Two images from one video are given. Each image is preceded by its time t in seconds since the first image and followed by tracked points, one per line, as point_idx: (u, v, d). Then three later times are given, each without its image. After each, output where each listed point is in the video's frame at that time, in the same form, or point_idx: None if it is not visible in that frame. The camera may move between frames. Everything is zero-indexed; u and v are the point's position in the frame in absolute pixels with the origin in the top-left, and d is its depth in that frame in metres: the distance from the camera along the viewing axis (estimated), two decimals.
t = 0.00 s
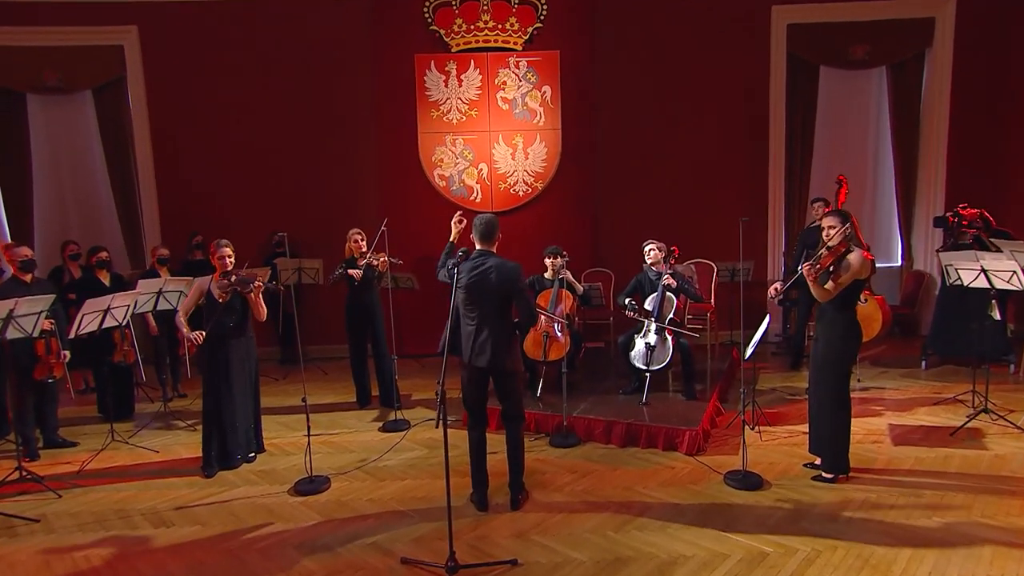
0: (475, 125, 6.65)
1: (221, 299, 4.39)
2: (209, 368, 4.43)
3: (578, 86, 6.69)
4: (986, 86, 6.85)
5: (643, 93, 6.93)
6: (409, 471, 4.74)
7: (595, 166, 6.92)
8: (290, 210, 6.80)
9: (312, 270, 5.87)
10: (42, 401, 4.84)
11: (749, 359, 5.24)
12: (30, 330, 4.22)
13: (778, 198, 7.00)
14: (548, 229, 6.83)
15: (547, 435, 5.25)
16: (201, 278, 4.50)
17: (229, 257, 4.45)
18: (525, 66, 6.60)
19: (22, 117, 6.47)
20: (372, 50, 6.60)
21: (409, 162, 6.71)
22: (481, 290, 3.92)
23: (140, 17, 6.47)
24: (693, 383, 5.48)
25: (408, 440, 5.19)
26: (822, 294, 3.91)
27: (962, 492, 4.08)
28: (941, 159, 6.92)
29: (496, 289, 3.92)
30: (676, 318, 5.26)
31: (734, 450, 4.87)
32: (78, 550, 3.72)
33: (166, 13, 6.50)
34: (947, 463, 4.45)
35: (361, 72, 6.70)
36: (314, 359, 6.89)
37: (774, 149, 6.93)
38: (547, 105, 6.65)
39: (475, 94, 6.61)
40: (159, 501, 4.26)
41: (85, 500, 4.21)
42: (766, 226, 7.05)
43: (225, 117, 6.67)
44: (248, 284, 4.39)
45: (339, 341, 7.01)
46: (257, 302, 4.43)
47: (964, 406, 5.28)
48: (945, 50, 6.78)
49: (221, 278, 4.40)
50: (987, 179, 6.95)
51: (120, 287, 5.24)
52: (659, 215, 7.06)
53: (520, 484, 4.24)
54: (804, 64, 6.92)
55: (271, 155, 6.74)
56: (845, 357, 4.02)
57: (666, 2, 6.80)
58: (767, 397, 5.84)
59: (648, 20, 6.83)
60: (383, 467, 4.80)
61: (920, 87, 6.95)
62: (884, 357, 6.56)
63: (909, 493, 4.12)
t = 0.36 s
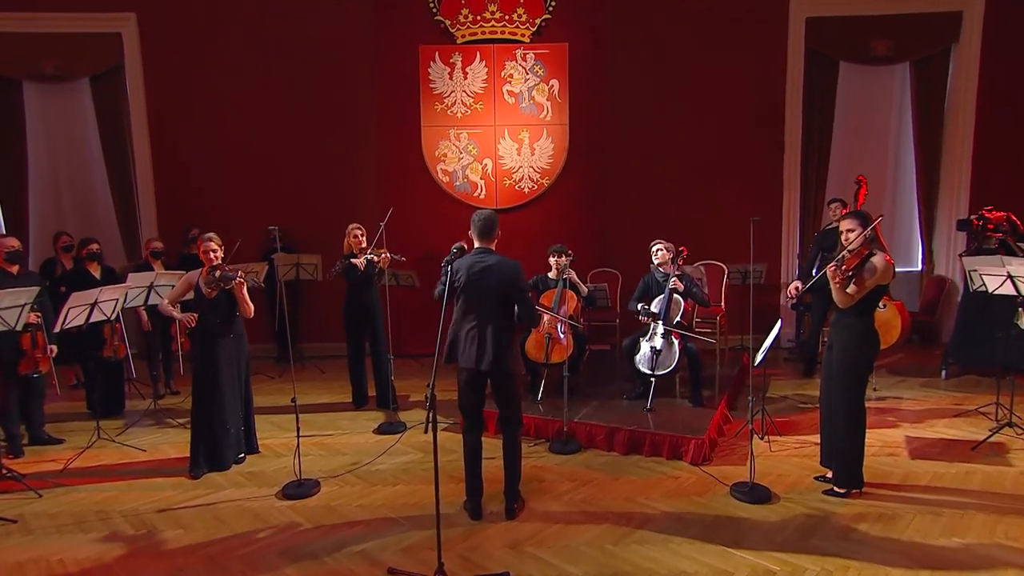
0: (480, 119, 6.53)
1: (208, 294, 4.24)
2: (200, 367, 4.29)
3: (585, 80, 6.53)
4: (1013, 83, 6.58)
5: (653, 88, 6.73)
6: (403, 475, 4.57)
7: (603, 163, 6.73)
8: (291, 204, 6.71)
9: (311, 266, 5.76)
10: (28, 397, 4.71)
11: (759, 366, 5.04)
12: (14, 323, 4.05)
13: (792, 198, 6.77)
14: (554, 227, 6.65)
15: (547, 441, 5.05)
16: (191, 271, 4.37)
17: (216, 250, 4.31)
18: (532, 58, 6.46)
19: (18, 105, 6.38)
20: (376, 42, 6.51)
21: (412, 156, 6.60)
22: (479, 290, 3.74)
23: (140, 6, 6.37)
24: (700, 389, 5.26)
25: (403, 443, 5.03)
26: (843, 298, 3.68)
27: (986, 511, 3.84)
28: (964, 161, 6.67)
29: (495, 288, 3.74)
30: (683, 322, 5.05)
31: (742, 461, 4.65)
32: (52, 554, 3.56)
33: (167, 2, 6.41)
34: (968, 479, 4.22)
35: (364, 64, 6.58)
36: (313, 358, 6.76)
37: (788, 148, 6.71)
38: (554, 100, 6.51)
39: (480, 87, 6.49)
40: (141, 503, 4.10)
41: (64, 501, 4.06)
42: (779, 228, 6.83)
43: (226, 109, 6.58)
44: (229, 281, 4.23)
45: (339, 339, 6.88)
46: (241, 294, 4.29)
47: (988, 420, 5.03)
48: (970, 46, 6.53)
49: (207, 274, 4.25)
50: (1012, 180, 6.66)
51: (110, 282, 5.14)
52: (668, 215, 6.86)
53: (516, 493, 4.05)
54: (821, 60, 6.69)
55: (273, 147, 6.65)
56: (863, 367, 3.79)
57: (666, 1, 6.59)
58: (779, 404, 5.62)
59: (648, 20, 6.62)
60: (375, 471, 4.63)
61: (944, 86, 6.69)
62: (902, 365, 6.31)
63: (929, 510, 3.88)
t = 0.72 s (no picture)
0: (485, 113, 6.35)
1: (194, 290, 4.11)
2: (187, 364, 4.14)
3: (593, 74, 6.33)
4: None
5: (664, 82, 6.51)
6: (394, 480, 4.41)
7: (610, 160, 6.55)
8: (290, 199, 6.58)
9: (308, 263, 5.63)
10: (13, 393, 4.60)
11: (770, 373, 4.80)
12: None
13: (806, 198, 6.54)
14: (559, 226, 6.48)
15: (546, 447, 4.87)
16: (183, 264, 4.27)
17: (201, 242, 4.15)
18: (538, 50, 6.28)
19: (10, 93, 6.38)
20: (378, 33, 6.35)
21: (415, 151, 6.45)
22: (477, 289, 3.55)
23: None
24: (706, 395, 5.03)
25: (397, 446, 4.87)
26: (858, 304, 3.48)
27: (1010, 532, 3.60)
28: (988, 161, 6.41)
29: (493, 288, 3.57)
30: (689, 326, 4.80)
31: (748, 471, 4.44)
32: (25, 558, 3.43)
33: None
34: (990, 496, 3.98)
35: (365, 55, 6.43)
36: (312, 357, 6.64)
37: (803, 145, 6.49)
38: (561, 94, 6.32)
39: (485, 80, 6.32)
40: (122, 505, 3.96)
41: (42, 501, 3.94)
42: (792, 228, 6.61)
43: (225, 101, 6.47)
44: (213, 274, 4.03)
45: (338, 338, 6.75)
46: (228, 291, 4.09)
47: (1011, 433, 4.78)
48: (997, 41, 6.26)
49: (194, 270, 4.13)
50: None
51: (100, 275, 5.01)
52: (677, 214, 6.66)
53: (509, 502, 3.86)
54: (838, 55, 6.46)
55: (273, 140, 6.52)
56: (879, 377, 3.58)
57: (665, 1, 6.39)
58: (789, 412, 5.40)
59: (658, 13, 6.43)
60: (367, 475, 4.47)
61: (967, 83, 6.44)
62: (919, 374, 6.07)
63: (948, 529, 3.65)
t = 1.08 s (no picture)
0: (488, 107, 6.17)
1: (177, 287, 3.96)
2: (171, 363, 3.99)
3: (598, 67, 6.14)
4: None
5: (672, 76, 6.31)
6: (384, 486, 4.24)
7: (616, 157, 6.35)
8: (288, 195, 6.45)
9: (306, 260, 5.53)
10: None
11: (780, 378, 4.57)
12: None
13: (819, 196, 6.31)
14: (562, 223, 6.30)
15: (544, 453, 4.68)
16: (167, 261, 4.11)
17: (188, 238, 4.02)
18: (543, 43, 6.08)
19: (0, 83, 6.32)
20: (378, 24, 6.19)
21: (415, 146, 6.29)
22: (471, 288, 3.37)
23: None
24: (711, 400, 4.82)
25: (389, 450, 4.70)
26: (866, 307, 3.30)
27: None
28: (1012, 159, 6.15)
29: (488, 288, 3.39)
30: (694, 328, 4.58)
31: (755, 481, 4.23)
32: None
33: None
34: (1013, 512, 3.75)
35: (365, 47, 6.28)
36: (307, 357, 6.51)
37: (816, 141, 6.26)
38: (566, 87, 6.12)
39: (487, 73, 6.14)
40: (101, 510, 3.82)
41: (19, 505, 3.81)
42: (804, 227, 6.38)
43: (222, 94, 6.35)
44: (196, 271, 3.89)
45: (335, 338, 6.62)
46: (213, 288, 3.96)
47: None
48: None
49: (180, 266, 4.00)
50: None
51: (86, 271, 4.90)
52: (684, 212, 6.45)
53: (503, 511, 3.68)
54: (854, 48, 6.22)
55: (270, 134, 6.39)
56: (893, 384, 3.37)
57: None
58: (799, 419, 5.19)
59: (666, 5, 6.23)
60: (356, 480, 4.30)
61: (991, 77, 6.18)
62: (935, 381, 5.83)
63: (967, 547, 3.42)
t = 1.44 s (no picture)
0: (491, 101, 5.99)
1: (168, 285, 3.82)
2: (158, 362, 3.83)
3: (604, 59, 5.94)
4: None
5: (681, 69, 6.11)
6: (374, 493, 4.08)
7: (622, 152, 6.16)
8: (286, 191, 6.32)
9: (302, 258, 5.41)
10: None
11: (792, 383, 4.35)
12: None
13: (834, 194, 6.07)
14: (566, 221, 6.10)
15: (544, 460, 4.49)
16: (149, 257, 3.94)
17: (179, 234, 3.89)
18: (548, 34, 5.89)
19: None
20: (377, 16, 6.03)
21: (415, 141, 6.12)
22: (465, 287, 3.17)
23: None
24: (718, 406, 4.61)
25: (382, 456, 4.54)
26: (872, 308, 3.09)
27: None
28: None
29: (483, 287, 3.19)
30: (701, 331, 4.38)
31: (763, 492, 4.02)
32: None
33: None
34: None
35: (365, 40, 6.13)
36: (304, 358, 6.37)
37: (830, 136, 6.02)
38: (571, 80, 5.93)
39: (490, 66, 5.96)
40: (82, 516, 3.68)
41: None
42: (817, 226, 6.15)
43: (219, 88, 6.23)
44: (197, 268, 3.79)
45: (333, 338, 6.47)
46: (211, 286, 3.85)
47: None
48: None
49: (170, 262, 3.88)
50: None
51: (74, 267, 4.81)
52: (692, 210, 6.24)
53: (497, 521, 3.49)
54: (872, 40, 5.98)
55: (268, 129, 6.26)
56: (914, 392, 3.13)
57: None
58: (811, 426, 4.97)
59: None
60: (347, 487, 4.14)
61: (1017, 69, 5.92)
62: (956, 388, 5.57)
63: (992, 566, 3.19)
